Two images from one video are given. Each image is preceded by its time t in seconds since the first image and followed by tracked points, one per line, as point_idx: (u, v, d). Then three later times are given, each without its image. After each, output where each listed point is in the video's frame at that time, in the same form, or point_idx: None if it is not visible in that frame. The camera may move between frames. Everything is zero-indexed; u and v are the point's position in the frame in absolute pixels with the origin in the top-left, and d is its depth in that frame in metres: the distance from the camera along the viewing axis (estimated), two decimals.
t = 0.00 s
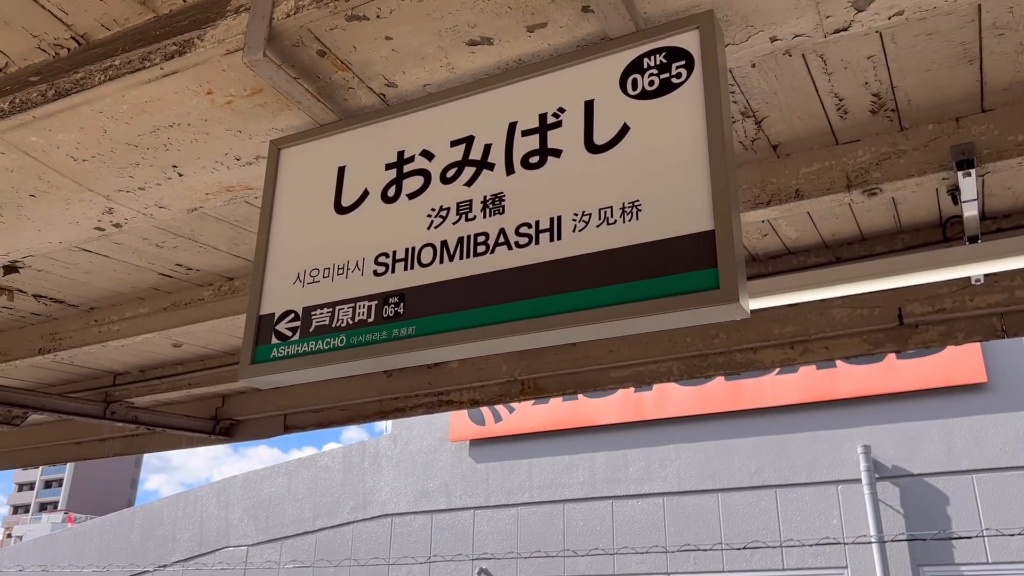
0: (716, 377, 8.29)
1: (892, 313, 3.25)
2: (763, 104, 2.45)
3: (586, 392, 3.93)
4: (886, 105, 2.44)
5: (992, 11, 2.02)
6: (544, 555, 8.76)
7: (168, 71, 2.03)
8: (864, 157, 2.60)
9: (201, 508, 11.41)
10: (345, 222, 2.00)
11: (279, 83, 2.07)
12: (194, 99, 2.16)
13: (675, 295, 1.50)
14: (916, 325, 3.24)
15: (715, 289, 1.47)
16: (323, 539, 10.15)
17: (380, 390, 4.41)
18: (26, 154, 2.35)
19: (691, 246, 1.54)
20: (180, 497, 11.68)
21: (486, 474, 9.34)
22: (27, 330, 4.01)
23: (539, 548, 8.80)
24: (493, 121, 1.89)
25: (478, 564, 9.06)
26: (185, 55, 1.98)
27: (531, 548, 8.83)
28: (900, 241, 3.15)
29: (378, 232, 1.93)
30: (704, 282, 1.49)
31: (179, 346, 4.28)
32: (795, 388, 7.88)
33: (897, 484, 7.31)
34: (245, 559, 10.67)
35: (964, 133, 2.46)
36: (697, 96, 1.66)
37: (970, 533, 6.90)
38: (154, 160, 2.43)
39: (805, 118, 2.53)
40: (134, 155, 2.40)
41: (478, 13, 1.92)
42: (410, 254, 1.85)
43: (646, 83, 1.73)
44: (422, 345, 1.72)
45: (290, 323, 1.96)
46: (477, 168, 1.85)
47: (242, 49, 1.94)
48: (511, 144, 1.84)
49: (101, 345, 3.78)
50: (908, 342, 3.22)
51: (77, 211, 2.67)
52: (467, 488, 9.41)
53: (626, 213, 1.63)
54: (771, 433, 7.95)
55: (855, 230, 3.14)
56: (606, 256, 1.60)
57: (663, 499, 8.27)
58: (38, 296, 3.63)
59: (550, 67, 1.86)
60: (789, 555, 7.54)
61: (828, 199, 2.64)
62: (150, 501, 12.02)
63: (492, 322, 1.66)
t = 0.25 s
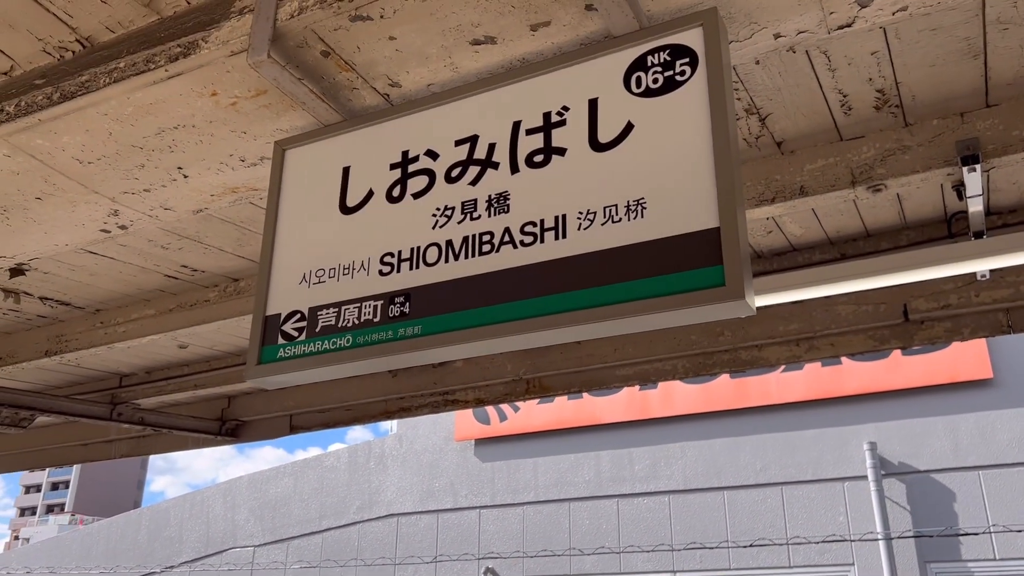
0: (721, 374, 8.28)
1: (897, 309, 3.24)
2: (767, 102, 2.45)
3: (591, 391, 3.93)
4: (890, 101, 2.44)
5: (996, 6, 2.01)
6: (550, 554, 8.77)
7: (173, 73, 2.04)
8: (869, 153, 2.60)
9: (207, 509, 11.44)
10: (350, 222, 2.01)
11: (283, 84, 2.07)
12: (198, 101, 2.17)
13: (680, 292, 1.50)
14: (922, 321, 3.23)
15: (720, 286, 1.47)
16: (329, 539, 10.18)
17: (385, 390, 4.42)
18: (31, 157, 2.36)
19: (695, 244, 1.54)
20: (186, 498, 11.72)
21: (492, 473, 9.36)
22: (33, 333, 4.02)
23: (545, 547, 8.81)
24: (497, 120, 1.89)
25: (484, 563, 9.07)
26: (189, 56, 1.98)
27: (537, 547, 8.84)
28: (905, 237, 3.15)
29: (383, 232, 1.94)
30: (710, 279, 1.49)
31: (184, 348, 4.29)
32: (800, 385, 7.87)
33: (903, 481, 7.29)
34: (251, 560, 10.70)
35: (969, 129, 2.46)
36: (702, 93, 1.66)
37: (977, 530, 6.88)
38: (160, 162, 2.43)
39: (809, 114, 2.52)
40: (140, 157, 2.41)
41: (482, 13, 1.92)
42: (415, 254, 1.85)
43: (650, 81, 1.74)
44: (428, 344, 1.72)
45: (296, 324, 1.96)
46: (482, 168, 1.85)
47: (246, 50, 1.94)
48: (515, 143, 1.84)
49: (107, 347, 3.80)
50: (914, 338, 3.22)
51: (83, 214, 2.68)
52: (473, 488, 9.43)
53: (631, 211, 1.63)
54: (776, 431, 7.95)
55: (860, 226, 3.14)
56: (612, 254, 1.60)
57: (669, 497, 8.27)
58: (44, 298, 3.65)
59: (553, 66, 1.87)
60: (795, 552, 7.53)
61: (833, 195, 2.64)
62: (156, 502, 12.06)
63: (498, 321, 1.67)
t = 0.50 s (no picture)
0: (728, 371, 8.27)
1: (905, 303, 3.23)
2: (773, 97, 2.45)
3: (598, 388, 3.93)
4: (896, 95, 2.43)
5: None
6: (557, 551, 8.78)
7: (179, 74, 2.05)
8: (875, 147, 2.59)
9: (216, 509, 11.49)
10: (356, 221, 2.01)
11: (288, 84, 2.07)
12: (204, 102, 2.17)
13: (688, 288, 1.50)
14: (929, 315, 3.22)
15: (728, 282, 1.47)
16: (337, 538, 10.21)
17: (392, 389, 4.42)
18: (38, 160, 2.37)
19: (701, 240, 1.54)
20: (195, 498, 11.77)
21: (499, 471, 9.39)
22: (42, 334, 4.04)
23: (553, 545, 8.82)
24: (502, 118, 1.89)
25: (492, 561, 9.09)
26: (195, 58, 1.99)
27: (544, 545, 8.85)
28: (912, 231, 3.13)
29: (390, 231, 1.94)
30: (717, 275, 1.49)
31: (192, 348, 4.31)
32: (807, 381, 7.86)
33: (912, 476, 7.28)
34: (260, 559, 10.73)
35: (975, 121, 2.45)
36: (707, 89, 1.66)
37: (986, 524, 6.86)
38: (166, 163, 2.44)
39: (815, 109, 2.52)
40: (146, 159, 2.41)
41: (486, 11, 1.92)
42: (422, 253, 1.86)
43: (655, 77, 1.73)
44: (436, 343, 1.72)
45: (304, 323, 1.97)
46: (487, 165, 1.85)
47: (251, 51, 1.95)
48: (520, 140, 1.84)
49: (115, 348, 3.81)
50: (922, 333, 3.22)
51: (90, 215, 2.69)
52: (480, 486, 9.45)
53: (637, 208, 1.63)
54: (784, 427, 7.94)
55: (866, 221, 3.13)
56: (619, 251, 1.60)
57: (676, 494, 8.27)
58: (52, 300, 3.66)
59: (558, 63, 1.87)
60: (804, 548, 7.52)
61: (839, 190, 2.63)
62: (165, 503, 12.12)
63: (505, 319, 1.67)
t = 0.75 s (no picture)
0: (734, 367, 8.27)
1: (912, 299, 3.23)
2: (778, 93, 2.45)
3: (605, 385, 3.93)
4: (902, 90, 2.43)
5: None
6: (565, 548, 8.79)
7: (185, 76, 2.05)
8: (881, 142, 2.58)
9: (224, 509, 11.53)
10: (363, 221, 2.02)
11: (295, 85, 2.08)
12: (210, 103, 2.18)
13: (695, 286, 1.50)
14: (936, 310, 3.21)
15: (736, 279, 1.47)
16: (345, 537, 10.25)
17: (399, 388, 4.43)
18: (46, 163, 2.38)
19: (709, 238, 1.54)
20: (203, 498, 11.81)
21: (506, 469, 9.42)
22: (50, 336, 4.06)
23: (560, 542, 8.83)
24: (508, 118, 1.89)
25: (500, 559, 9.11)
26: (201, 60, 2.00)
27: (552, 542, 8.87)
28: (918, 226, 3.13)
29: (397, 231, 1.94)
30: (725, 273, 1.49)
31: (199, 349, 4.32)
32: (813, 377, 7.85)
33: (919, 471, 7.26)
34: (268, 558, 10.77)
35: (982, 116, 2.44)
36: (713, 86, 1.66)
37: (995, 519, 6.84)
38: (173, 165, 2.45)
39: (820, 105, 2.51)
40: (153, 161, 2.42)
41: (491, 10, 1.92)
42: (429, 252, 1.86)
43: (661, 75, 1.74)
44: (443, 342, 1.73)
45: (312, 323, 1.97)
46: (494, 165, 1.85)
47: (257, 53, 1.95)
48: (526, 139, 1.85)
49: (123, 349, 3.83)
50: (929, 328, 3.21)
51: (98, 217, 2.70)
52: (487, 484, 9.48)
53: (644, 206, 1.63)
54: (790, 423, 7.93)
55: (873, 216, 3.13)
56: (626, 249, 1.60)
57: (684, 490, 8.27)
58: (60, 302, 3.68)
59: (563, 61, 1.87)
60: (812, 544, 7.51)
61: (845, 185, 2.63)
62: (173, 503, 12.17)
63: (513, 318, 1.67)
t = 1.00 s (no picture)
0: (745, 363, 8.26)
1: (923, 292, 3.22)
2: (787, 87, 2.44)
3: (615, 381, 3.94)
4: (912, 83, 2.42)
5: None
6: (576, 545, 8.80)
7: (197, 78, 2.07)
8: (891, 136, 2.58)
9: (236, 509, 11.60)
10: (374, 221, 2.03)
11: (305, 86, 2.09)
12: (222, 105, 2.20)
13: (708, 282, 1.51)
14: (948, 303, 3.20)
15: (747, 274, 1.48)
16: (358, 535, 10.31)
17: (410, 386, 4.45)
18: (59, 166, 2.40)
19: (720, 233, 1.55)
20: (215, 498, 11.88)
21: (518, 466, 9.45)
22: (65, 338, 4.10)
23: (572, 539, 8.85)
24: (518, 116, 1.90)
25: (512, 556, 9.13)
26: (212, 62, 2.01)
27: (564, 539, 8.89)
28: (929, 219, 3.12)
29: (408, 230, 1.95)
30: (736, 268, 1.50)
31: (212, 349, 4.35)
32: (824, 371, 7.83)
33: (932, 465, 7.24)
34: (281, 557, 10.83)
35: (993, 108, 2.43)
36: (722, 82, 1.67)
37: (1008, 512, 6.81)
38: (185, 166, 2.47)
39: (829, 99, 2.51)
40: (165, 162, 2.44)
41: (500, 9, 1.93)
42: (440, 251, 1.87)
43: (670, 71, 1.74)
44: (456, 340, 1.74)
45: (325, 322, 1.99)
46: (504, 163, 1.86)
47: (268, 54, 1.97)
48: (536, 137, 1.85)
49: (137, 350, 3.86)
50: (940, 321, 3.21)
51: (111, 219, 2.73)
52: (498, 482, 9.51)
53: (655, 202, 1.64)
54: (801, 418, 7.92)
55: (883, 210, 3.12)
56: (638, 246, 1.61)
57: (695, 486, 8.28)
58: (74, 304, 3.71)
59: (572, 59, 1.87)
60: (824, 539, 7.50)
61: (855, 179, 2.62)
62: (186, 503, 12.25)
63: (525, 315, 1.68)
